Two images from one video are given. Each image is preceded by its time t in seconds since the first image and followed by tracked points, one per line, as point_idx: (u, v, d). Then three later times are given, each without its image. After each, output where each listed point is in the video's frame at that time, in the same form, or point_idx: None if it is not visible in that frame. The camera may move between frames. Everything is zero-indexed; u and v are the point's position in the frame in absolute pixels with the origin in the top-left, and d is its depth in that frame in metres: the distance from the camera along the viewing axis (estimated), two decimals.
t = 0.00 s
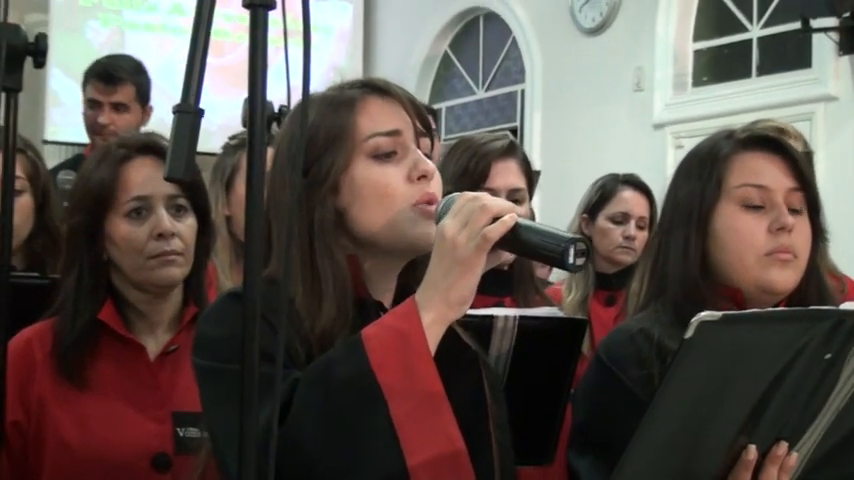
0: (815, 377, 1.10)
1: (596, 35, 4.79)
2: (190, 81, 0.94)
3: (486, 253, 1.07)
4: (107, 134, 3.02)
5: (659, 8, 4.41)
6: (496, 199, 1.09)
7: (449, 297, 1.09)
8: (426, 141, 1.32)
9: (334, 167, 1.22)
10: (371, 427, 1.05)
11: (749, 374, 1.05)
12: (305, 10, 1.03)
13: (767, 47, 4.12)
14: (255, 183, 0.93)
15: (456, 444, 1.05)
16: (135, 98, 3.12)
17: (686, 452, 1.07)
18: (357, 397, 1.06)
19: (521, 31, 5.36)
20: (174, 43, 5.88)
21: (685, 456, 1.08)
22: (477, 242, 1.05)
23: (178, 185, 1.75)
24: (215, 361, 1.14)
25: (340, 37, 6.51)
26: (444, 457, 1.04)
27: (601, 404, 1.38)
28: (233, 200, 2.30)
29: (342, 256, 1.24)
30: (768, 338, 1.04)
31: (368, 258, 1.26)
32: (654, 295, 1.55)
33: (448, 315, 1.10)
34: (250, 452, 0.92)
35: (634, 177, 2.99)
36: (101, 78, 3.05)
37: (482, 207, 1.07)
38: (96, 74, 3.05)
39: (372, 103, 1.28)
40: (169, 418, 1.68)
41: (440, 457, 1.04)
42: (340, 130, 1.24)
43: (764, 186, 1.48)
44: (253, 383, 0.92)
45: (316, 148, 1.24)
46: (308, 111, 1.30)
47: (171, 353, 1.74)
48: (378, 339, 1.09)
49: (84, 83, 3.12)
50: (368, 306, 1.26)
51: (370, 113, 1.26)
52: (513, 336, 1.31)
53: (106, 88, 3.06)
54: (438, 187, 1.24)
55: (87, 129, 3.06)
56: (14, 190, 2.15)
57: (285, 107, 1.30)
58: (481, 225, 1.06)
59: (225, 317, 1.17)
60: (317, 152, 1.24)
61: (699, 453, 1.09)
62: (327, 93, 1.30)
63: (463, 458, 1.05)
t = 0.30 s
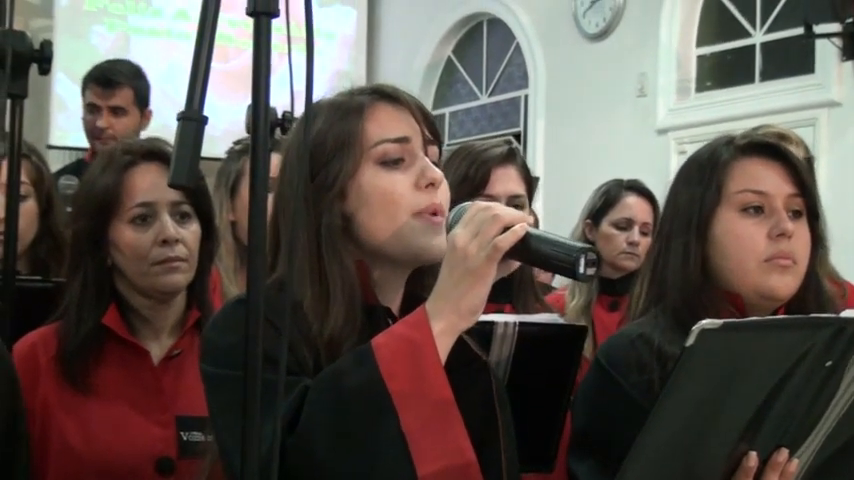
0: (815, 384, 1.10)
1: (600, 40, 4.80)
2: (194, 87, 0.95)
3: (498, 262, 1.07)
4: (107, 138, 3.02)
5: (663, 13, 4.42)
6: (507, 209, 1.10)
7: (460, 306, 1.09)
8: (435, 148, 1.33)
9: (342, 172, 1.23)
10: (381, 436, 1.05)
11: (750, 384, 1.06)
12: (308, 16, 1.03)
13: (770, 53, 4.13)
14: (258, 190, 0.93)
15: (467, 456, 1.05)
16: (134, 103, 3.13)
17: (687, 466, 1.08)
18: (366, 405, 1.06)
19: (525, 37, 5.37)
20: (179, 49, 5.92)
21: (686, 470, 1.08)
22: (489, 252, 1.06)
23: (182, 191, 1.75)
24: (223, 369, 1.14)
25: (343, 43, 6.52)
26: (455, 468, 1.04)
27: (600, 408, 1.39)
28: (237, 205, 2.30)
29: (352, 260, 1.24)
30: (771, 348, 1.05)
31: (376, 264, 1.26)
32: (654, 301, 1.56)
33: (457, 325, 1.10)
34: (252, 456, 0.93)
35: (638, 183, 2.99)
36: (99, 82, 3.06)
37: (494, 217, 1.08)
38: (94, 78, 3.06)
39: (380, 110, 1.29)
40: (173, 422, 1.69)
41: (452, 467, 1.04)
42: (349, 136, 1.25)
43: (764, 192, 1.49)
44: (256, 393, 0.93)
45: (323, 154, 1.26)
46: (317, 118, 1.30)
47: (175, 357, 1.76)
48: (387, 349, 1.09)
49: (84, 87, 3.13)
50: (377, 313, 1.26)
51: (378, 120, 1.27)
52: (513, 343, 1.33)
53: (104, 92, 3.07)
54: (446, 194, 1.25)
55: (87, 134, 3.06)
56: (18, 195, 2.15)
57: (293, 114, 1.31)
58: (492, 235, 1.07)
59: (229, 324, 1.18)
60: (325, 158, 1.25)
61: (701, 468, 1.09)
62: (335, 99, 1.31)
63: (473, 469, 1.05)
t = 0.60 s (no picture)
0: (816, 389, 1.11)
1: (601, 45, 4.81)
2: (195, 93, 0.96)
3: (502, 263, 1.09)
4: (107, 143, 3.03)
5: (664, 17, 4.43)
6: (509, 211, 1.11)
7: (465, 307, 1.11)
8: (438, 155, 1.34)
9: (345, 176, 1.24)
10: (391, 438, 1.06)
11: (749, 386, 1.06)
12: (308, 25, 1.05)
13: (771, 57, 4.14)
14: (260, 194, 0.94)
15: (479, 451, 1.06)
16: (134, 108, 3.14)
17: (684, 469, 1.07)
18: (373, 407, 1.07)
19: (526, 41, 5.38)
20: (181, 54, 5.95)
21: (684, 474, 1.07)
22: (493, 253, 1.07)
23: (186, 197, 1.77)
24: (227, 373, 1.15)
25: (345, 48, 6.53)
26: (466, 465, 1.05)
27: (604, 410, 1.40)
28: (238, 210, 2.32)
29: (355, 264, 1.25)
30: (767, 349, 1.05)
31: (379, 266, 1.27)
32: (654, 304, 1.57)
33: (463, 326, 1.12)
34: (253, 457, 0.93)
35: (640, 187, 2.98)
36: (98, 88, 3.08)
37: (496, 219, 1.09)
38: (93, 84, 3.08)
39: (385, 116, 1.29)
40: (177, 425, 1.71)
41: (463, 466, 1.05)
42: (353, 141, 1.26)
43: (762, 196, 1.50)
44: (257, 398, 0.94)
45: (327, 157, 1.26)
46: (322, 122, 1.31)
47: (179, 361, 1.77)
48: (394, 350, 1.10)
49: (84, 94, 3.15)
50: (383, 316, 1.27)
51: (383, 125, 1.28)
52: (517, 347, 1.32)
53: (103, 98, 3.08)
54: (448, 200, 1.25)
55: (87, 140, 3.07)
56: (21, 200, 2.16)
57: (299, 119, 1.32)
58: (496, 236, 1.08)
59: (232, 328, 1.18)
60: (328, 161, 1.26)
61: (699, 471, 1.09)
62: (342, 103, 1.31)
63: (486, 467, 1.06)
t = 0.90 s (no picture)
0: (814, 393, 1.12)
1: (603, 48, 4.82)
2: (192, 101, 0.96)
3: (497, 270, 1.10)
4: (109, 149, 3.05)
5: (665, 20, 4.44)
6: (505, 218, 1.12)
7: (463, 313, 1.12)
8: (438, 163, 1.34)
9: (344, 183, 1.25)
10: (393, 445, 1.07)
11: (749, 389, 1.06)
12: (304, 33, 1.06)
13: (772, 60, 4.14)
14: (257, 201, 0.95)
15: (478, 456, 1.07)
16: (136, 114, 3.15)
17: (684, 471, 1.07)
18: (374, 409, 1.08)
19: (528, 44, 5.39)
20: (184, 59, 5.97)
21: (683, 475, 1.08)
22: (488, 260, 1.08)
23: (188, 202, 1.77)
24: (227, 379, 1.17)
25: (348, 52, 6.54)
26: (468, 469, 1.06)
27: (603, 414, 1.39)
28: (239, 215, 2.33)
29: (354, 271, 1.26)
30: (766, 351, 1.05)
31: (378, 274, 1.28)
32: (652, 309, 1.57)
33: (460, 333, 1.13)
34: (252, 460, 0.94)
35: (641, 190, 2.99)
36: (99, 93, 3.09)
37: (492, 226, 1.09)
38: (95, 90, 3.09)
39: (386, 122, 1.30)
40: (180, 430, 1.71)
41: (465, 470, 1.06)
42: (352, 148, 1.26)
43: (760, 200, 1.51)
44: (255, 403, 0.94)
45: (327, 164, 1.27)
46: (323, 127, 1.32)
47: (181, 366, 1.78)
48: (391, 357, 1.11)
49: (86, 100, 3.16)
50: (381, 323, 1.28)
51: (383, 132, 1.28)
52: (522, 355, 1.33)
53: (105, 104, 3.09)
54: (446, 208, 1.26)
55: (89, 145, 3.09)
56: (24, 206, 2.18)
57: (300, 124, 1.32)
58: (492, 244, 1.09)
59: (231, 333, 1.20)
60: (328, 167, 1.27)
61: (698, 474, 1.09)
62: (343, 109, 1.32)
63: (486, 470, 1.07)
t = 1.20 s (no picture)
0: (803, 395, 1.13)
1: (602, 50, 4.83)
2: (188, 106, 0.97)
3: (498, 275, 1.10)
4: (111, 153, 3.06)
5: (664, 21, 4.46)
6: (504, 222, 1.12)
7: (463, 317, 1.12)
8: (436, 164, 1.34)
9: (342, 185, 1.25)
10: (392, 447, 1.07)
11: (740, 389, 1.07)
12: (298, 37, 1.07)
13: (771, 62, 4.16)
14: (253, 205, 0.96)
15: (477, 463, 1.07)
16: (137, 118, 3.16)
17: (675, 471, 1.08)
18: (375, 414, 1.07)
19: (528, 47, 5.40)
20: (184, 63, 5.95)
21: (675, 477, 1.09)
22: (489, 265, 1.09)
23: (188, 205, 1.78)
24: (227, 383, 1.18)
25: (349, 56, 6.55)
26: (465, 474, 1.06)
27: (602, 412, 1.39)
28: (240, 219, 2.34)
29: (354, 273, 1.26)
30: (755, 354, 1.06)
31: (376, 276, 1.28)
32: (650, 310, 1.58)
33: (460, 337, 1.13)
34: (250, 461, 0.95)
35: (640, 192, 3.00)
36: (100, 98, 3.10)
37: (493, 231, 1.10)
38: (96, 95, 3.10)
39: (383, 124, 1.30)
40: (180, 433, 1.73)
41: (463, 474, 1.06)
42: (350, 150, 1.27)
43: (756, 202, 1.52)
44: (251, 407, 0.95)
45: (326, 166, 1.27)
46: (321, 130, 1.32)
47: (182, 369, 1.79)
48: (393, 359, 1.10)
49: (87, 104, 3.17)
50: (380, 326, 1.28)
51: (381, 135, 1.28)
52: (521, 356, 1.36)
53: (106, 108, 3.11)
54: (445, 210, 1.26)
55: (91, 150, 3.10)
56: (25, 211, 2.18)
57: (300, 128, 1.33)
58: (493, 249, 1.09)
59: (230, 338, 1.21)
60: (327, 170, 1.27)
61: (690, 476, 1.11)
62: (341, 111, 1.32)
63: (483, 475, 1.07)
